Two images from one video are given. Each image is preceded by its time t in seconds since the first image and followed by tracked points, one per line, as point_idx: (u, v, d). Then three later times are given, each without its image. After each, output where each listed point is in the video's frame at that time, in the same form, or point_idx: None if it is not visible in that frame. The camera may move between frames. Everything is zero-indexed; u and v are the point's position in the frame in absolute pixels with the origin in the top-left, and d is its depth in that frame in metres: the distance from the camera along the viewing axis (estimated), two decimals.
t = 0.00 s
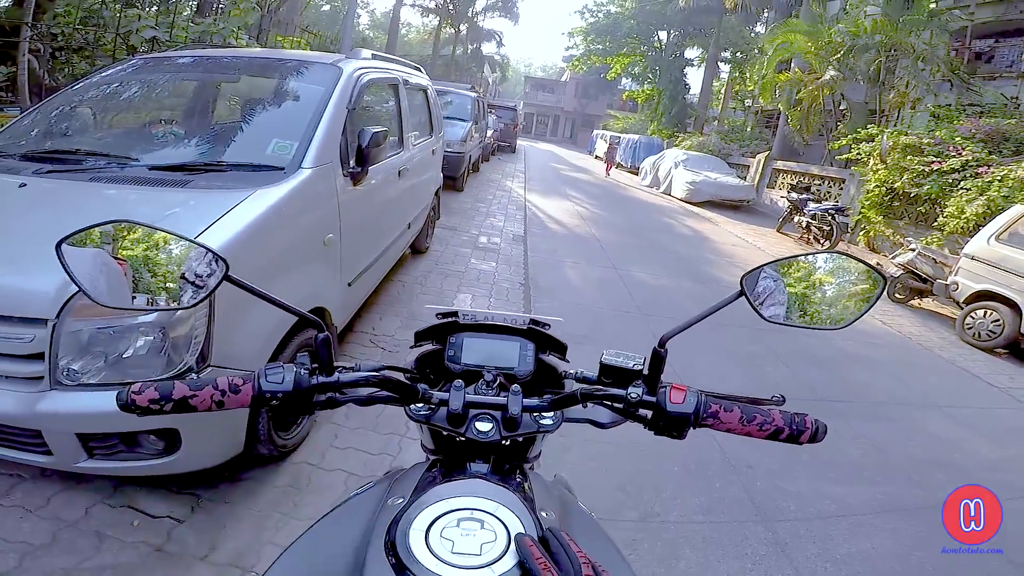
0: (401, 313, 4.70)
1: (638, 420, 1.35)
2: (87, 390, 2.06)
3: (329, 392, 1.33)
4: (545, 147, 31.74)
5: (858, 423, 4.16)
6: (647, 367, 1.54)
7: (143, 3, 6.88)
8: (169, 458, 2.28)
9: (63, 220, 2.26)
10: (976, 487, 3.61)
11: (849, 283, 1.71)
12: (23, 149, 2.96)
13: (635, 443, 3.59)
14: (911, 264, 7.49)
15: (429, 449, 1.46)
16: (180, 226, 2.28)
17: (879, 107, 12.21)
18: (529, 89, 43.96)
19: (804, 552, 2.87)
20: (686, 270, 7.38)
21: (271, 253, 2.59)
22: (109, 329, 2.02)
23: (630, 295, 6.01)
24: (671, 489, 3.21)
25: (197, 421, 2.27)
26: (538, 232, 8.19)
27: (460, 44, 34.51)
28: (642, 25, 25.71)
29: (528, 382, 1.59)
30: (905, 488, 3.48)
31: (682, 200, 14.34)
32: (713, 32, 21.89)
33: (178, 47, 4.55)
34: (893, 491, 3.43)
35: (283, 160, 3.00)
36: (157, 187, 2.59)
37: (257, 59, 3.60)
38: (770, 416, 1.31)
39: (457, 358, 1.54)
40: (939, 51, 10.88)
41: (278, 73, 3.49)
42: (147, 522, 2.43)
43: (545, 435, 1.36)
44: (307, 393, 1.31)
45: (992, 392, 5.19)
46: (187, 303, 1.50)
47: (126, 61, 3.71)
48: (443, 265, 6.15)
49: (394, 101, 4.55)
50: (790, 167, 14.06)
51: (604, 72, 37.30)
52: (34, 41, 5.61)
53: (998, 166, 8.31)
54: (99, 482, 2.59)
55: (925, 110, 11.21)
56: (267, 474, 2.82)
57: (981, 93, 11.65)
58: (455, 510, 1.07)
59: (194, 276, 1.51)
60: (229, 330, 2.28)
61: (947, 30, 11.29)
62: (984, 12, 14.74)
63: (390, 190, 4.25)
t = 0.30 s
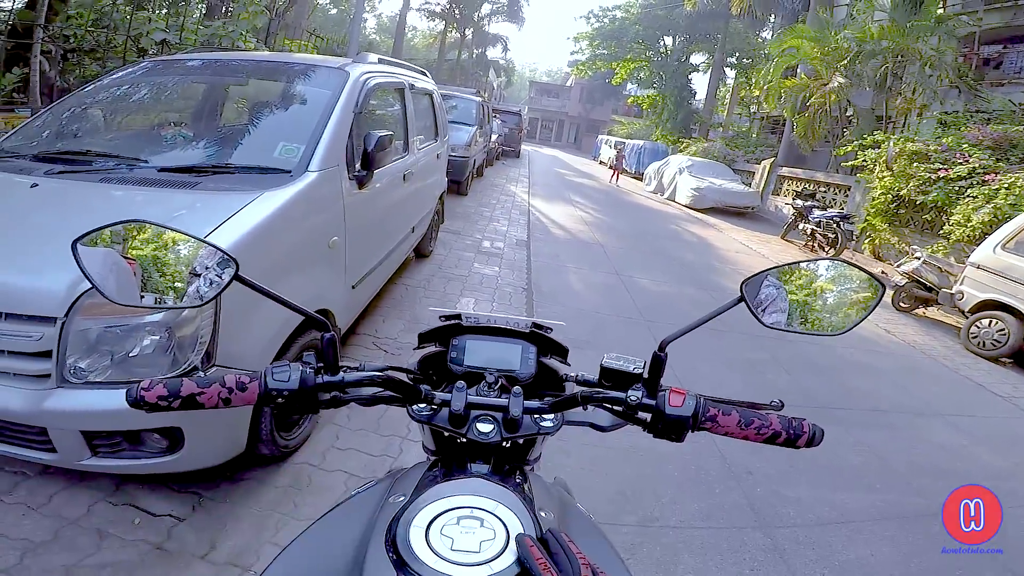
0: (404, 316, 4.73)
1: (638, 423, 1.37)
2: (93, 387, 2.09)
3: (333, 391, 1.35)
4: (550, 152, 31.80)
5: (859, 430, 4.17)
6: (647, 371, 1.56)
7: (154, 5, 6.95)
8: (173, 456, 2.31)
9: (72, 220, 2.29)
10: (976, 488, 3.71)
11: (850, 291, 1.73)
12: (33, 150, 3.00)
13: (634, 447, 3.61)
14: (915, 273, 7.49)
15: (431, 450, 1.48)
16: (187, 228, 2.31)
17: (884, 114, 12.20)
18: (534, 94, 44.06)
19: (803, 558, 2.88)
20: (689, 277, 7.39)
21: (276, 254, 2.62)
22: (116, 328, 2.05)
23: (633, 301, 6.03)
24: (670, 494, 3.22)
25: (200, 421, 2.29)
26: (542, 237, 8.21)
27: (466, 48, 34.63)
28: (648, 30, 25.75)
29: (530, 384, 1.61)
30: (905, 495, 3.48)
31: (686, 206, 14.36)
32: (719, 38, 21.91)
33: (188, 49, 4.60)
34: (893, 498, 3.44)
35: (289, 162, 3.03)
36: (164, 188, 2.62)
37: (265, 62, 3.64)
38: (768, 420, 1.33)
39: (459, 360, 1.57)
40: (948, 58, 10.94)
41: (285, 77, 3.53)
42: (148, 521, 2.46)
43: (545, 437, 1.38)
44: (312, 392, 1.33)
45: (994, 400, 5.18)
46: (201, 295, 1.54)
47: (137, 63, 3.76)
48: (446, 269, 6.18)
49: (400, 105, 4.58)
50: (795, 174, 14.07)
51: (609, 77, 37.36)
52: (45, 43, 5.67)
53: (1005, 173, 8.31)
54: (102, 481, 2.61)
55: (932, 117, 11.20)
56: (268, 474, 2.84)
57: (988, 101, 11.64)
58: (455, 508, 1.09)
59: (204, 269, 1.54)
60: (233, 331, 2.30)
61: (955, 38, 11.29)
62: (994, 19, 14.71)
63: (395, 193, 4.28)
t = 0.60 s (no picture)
0: (403, 318, 4.71)
1: (640, 422, 1.35)
2: (88, 398, 2.07)
3: (329, 396, 1.33)
4: (545, 151, 31.78)
5: (862, 423, 4.15)
6: (647, 369, 1.54)
7: (142, 9, 6.90)
8: (172, 465, 2.28)
9: (64, 227, 2.26)
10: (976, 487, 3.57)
11: (850, 283, 1.71)
12: (21, 157, 2.97)
13: (637, 444, 3.59)
14: (912, 264, 7.48)
15: (432, 454, 1.46)
16: (180, 233, 2.29)
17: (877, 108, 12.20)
18: (529, 92, 44.04)
19: (809, 551, 2.87)
20: (688, 272, 7.38)
21: (270, 258, 2.59)
22: (110, 337, 2.02)
23: (631, 297, 6.01)
24: (674, 491, 3.20)
25: (198, 428, 2.27)
26: (538, 235, 8.20)
27: (459, 48, 34.57)
28: (641, 28, 25.70)
29: (530, 384, 1.58)
30: (910, 487, 3.47)
31: (683, 202, 14.34)
32: (713, 34, 21.89)
33: (177, 54, 4.57)
34: (898, 490, 3.43)
35: (282, 165, 3.01)
36: (156, 193, 2.60)
37: (255, 64, 3.62)
38: (772, 416, 1.31)
39: (457, 362, 1.54)
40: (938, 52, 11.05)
41: (276, 79, 3.50)
42: (152, 530, 2.44)
43: (546, 439, 1.36)
44: (307, 398, 1.31)
45: (994, 390, 5.17)
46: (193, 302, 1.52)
47: (125, 67, 3.73)
48: (443, 269, 6.15)
49: (394, 106, 4.56)
50: (791, 168, 14.07)
51: (603, 75, 37.36)
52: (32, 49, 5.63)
53: (998, 165, 8.32)
54: (103, 491, 2.59)
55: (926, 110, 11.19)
56: (271, 480, 2.81)
57: (981, 93, 11.65)
58: (457, 514, 1.07)
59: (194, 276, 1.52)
60: (230, 335, 2.28)
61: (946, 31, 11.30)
62: (986, 11, 14.71)
63: (390, 194, 4.26)
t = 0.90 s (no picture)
0: (398, 312, 4.68)
1: (638, 414, 1.34)
2: (80, 393, 2.05)
3: (324, 388, 1.31)
4: (542, 146, 31.72)
5: (857, 418, 4.16)
6: (645, 360, 1.53)
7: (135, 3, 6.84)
8: (165, 461, 2.26)
9: (55, 221, 2.23)
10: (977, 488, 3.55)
11: (846, 278, 1.69)
12: (10, 152, 2.93)
13: (634, 439, 3.59)
14: (907, 260, 7.50)
15: (428, 446, 1.45)
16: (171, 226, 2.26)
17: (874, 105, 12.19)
18: (526, 87, 43.93)
19: (804, 545, 2.87)
20: (685, 268, 7.37)
21: (264, 250, 2.57)
22: (100, 332, 2.00)
23: (628, 292, 6.00)
24: (670, 485, 3.19)
25: (191, 423, 2.25)
26: (535, 230, 8.18)
27: (456, 42, 34.44)
28: (639, 24, 25.61)
29: (527, 376, 1.57)
30: (905, 482, 3.47)
31: (679, 197, 14.34)
32: (711, 30, 21.82)
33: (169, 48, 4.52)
34: (892, 485, 3.43)
35: (276, 158, 2.98)
36: (149, 187, 2.57)
37: (248, 57, 3.58)
38: (769, 408, 1.29)
39: (453, 353, 1.53)
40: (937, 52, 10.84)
41: (271, 72, 3.47)
42: (148, 526, 2.42)
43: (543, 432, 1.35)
44: (301, 389, 1.29)
45: (988, 386, 5.19)
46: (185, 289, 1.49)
47: (116, 62, 3.69)
48: (440, 263, 6.13)
49: (389, 99, 4.53)
50: (788, 164, 14.09)
51: (601, 71, 37.29)
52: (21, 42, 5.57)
53: (994, 164, 8.35)
54: (99, 488, 2.57)
55: (922, 109, 11.21)
56: (267, 475, 2.80)
57: (979, 92, 11.64)
58: (452, 506, 1.06)
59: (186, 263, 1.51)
60: (224, 328, 2.26)
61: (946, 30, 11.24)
62: (986, 10, 14.69)
63: (385, 188, 4.23)
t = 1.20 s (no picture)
0: (398, 291, 4.70)
1: (631, 394, 1.37)
2: (81, 361, 2.07)
3: (324, 353, 1.34)
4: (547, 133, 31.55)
5: (845, 420, 4.19)
6: (643, 340, 1.55)
7: None
8: (163, 430, 2.28)
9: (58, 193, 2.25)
10: (976, 487, 3.72)
11: (847, 275, 1.71)
12: (16, 129, 2.93)
13: (625, 427, 3.61)
14: (910, 266, 7.50)
15: (422, 420, 1.47)
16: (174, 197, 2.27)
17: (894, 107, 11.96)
18: (534, 72, 43.58)
19: (781, 544, 2.90)
20: (686, 260, 7.38)
21: (267, 226, 2.58)
22: (104, 298, 2.02)
23: (628, 282, 6.02)
24: (657, 476, 3.23)
25: (191, 391, 2.27)
26: (538, 216, 8.17)
27: (465, 26, 34.13)
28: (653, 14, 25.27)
29: (525, 351, 1.59)
30: (888, 487, 3.51)
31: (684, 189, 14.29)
32: (728, 24, 21.50)
33: (173, 28, 4.50)
34: (876, 490, 3.46)
35: (281, 135, 2.98)
36: (153, 161, 2.58)
37: (253, 37, 3.57)
38: (762, 395, 1.31)
39: (453, 326, 1.55)
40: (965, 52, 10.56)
41: (277, 51, 3.46)
42: (142, 497, 2.45)
43: (536, 408, 1.37)
44: (303, 354, 1.32)
45: (978, 398, 5.21)
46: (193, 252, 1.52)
47: (122, 41, 3.67)
48: (441, 245, 6.15)
49: (395, 82, 4.51)
50: (797, 162, 14.05)
51: (611, 59, 36.95)
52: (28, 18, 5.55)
53: (1010, 172, 8.30)
54: (95, 458, 2.60)
55: (942, 113, 11.05)
56: (261, 448, 2.83)
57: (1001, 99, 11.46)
58: (445, 474, 1.08)
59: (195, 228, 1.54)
60: (224, 299, 2.28)
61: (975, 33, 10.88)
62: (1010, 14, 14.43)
63: (388, 168, 4.24)
